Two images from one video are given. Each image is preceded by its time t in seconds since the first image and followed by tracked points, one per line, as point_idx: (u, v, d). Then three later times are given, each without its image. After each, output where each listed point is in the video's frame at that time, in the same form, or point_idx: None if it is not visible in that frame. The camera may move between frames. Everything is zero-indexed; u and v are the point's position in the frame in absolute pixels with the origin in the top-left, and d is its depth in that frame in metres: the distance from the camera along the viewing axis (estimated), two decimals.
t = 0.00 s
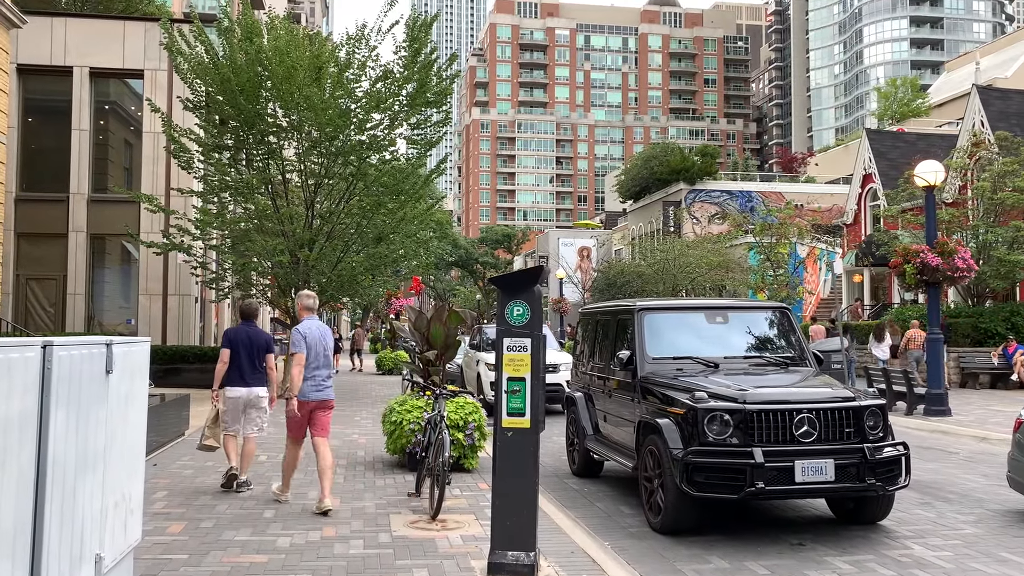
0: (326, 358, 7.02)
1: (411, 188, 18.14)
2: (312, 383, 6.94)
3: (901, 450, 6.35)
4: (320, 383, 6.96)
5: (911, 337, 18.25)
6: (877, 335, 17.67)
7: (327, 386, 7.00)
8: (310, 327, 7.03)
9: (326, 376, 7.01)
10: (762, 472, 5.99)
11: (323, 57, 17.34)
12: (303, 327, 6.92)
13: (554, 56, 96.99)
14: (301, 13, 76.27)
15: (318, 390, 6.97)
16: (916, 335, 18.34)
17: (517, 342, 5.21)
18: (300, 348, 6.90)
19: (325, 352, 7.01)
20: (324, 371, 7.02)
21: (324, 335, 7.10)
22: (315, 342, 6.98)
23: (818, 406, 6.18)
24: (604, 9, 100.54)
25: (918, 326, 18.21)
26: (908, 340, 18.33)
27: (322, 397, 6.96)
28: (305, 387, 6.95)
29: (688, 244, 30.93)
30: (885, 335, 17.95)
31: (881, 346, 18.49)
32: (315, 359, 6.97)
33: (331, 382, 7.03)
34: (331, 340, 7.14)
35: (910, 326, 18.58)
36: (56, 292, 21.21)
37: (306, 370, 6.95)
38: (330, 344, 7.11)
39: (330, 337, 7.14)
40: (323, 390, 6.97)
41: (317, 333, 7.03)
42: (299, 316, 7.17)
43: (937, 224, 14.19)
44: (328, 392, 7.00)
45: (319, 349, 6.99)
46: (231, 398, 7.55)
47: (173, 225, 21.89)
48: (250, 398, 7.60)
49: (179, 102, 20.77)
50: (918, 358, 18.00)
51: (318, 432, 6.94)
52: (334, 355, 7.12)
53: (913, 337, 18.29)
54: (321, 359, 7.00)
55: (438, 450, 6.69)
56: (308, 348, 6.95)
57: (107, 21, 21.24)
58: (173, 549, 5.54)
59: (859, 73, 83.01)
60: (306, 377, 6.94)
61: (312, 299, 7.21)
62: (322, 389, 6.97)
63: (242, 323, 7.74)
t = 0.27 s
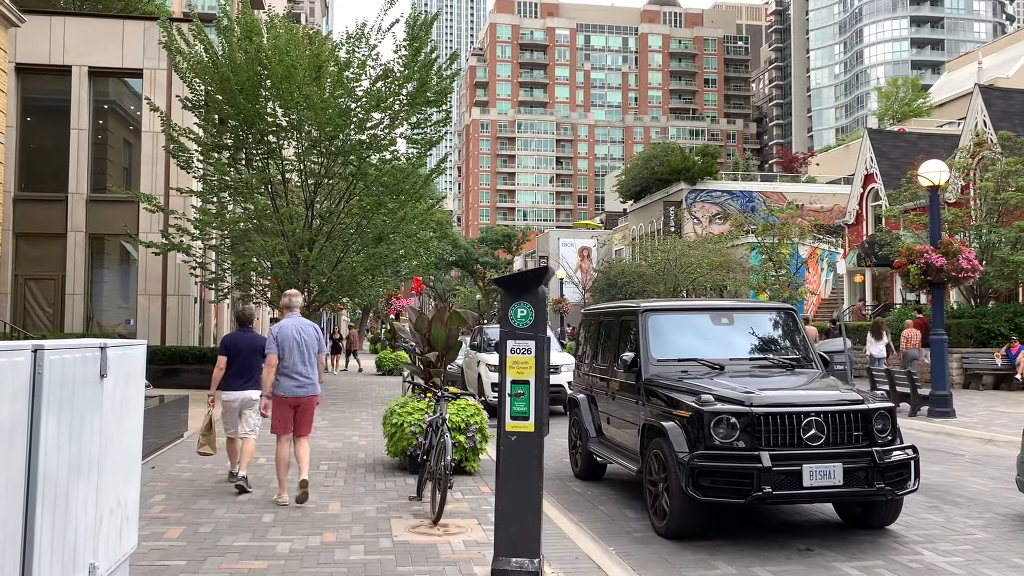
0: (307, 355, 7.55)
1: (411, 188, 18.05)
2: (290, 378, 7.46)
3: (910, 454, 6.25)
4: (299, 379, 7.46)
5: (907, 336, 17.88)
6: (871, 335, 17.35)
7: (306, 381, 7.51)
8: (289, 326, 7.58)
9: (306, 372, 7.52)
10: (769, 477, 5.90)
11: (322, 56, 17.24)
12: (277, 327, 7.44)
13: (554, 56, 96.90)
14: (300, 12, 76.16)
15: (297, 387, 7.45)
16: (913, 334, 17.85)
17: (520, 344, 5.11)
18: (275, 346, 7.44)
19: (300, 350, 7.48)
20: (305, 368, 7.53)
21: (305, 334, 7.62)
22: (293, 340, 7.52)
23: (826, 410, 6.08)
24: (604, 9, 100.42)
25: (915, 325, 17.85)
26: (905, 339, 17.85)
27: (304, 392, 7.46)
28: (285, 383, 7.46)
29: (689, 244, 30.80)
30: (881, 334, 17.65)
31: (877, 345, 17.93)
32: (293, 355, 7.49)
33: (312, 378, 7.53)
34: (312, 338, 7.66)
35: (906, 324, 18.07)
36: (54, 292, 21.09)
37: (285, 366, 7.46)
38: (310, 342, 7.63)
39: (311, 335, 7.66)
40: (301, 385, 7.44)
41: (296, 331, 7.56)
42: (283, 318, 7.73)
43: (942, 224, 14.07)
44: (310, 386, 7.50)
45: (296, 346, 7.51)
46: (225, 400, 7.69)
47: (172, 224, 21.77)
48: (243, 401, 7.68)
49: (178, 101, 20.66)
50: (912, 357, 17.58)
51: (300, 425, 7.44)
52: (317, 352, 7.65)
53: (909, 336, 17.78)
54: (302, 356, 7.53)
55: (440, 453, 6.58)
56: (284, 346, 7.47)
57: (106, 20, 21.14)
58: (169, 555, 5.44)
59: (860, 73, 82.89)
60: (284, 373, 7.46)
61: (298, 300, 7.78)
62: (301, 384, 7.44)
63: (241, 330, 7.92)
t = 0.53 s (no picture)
0: (297, 358, 7.53)
1: (410, 188, 17.94)
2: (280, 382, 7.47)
3: (919, 458, 6.16)
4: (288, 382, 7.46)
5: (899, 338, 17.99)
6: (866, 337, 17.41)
7: (296, 384, 7.50)
8: (280, 330, 7.55)
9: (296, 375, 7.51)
10: (777, 481, 5.80)
11: (321, 54, 17.12)
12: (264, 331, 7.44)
13: (552, 56, 96.78)
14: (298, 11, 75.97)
15: (285, 390, 7.48)
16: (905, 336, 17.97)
17: (525, 347, 5.01)
18: (263, 350, 7.53)
19: (285, 354, 7.46)
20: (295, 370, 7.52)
21: (295, 337, 7.58)
22: (282, 344, 7.50)
23: (834, 413, 5.99)
24: (602, 9, 100.32)
25: (906, 327, 17.96)
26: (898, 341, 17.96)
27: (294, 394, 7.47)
28: (275, 385, 7.49)
29: (689, 244, 30.70)
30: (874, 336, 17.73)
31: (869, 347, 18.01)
32: (283, 359, 7.48)
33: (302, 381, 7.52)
34: (303, 342, 7.60)
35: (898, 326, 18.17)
36: (51, 292, 20.94)
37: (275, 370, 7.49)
38: (302, 345, 7.58)
39: (303, 339, 7.60)
40: (291, 389, 7.47)
41: (286, 335, 7.53)
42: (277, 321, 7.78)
43: (944, 224, 13.98)
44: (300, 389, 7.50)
45: (286, 350, 7.50)
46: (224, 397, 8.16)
47: (169, 224, 21.64)
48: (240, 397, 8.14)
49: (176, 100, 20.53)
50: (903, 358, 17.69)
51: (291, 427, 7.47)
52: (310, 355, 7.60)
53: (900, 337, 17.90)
54: (292, 360, 7.51)
55: (442, 457, 6.48)
56: (270, 350, 7.52)
57: (104, 18, 21.00)
58: (166, 563, 5.32)
59: (859, 73, 82.84)
60: (274, 376, 7.48)
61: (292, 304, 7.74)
62: (291, 387, 7.47)
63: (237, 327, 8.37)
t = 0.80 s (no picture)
0: (289, 356, 7.64)
1: (406, 187, 17.84)
2: (272, 379, 7.60)
3: (922, 460, 6.09)
4: (280, 379, 7.58)
5: (885, 335, 18.53)
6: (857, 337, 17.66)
7: (288, 381, 7.61)
8: (272, 327, 7.68)
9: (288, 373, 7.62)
10: (779, 483, 5.73)
11: (315, 52, 17.01)
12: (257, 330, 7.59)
13: (547, 56, 96.73)
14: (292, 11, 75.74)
15: (278, 386, 7.62)
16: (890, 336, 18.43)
17: (524, 347, 4.92)
18: (256, 349, 7.70)
19: (275, 351, 7.59)
20: (287, 368, 7.63)
21: (288, 336, 7.69)
22: (274, 342, 7.64)
23: (836, 414, 5.92)
24: (597, 9, 100.26)
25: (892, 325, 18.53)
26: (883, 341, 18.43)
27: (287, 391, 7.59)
28: (267, 383, 7.62)
29: (684, 244, 30.67)
30: (861, 337, 18.12)
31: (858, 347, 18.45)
32: (275, 356, 7.61)
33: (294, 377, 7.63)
34: (295, 339, 7.71)
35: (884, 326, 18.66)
36: (42, 292, 20.78)
37: (268, 368, 7.63)
38: (294, 343, 7.70)
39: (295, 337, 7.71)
40: (281, 385, 7.58)
41: (278, 332, 7.66)
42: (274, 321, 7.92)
43: (941, 224, 13.95)
44: (294, 386, 7.61)
45: (276, 348, 7.63)
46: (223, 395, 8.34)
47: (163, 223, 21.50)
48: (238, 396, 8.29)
49: (169, 99, 20.39)
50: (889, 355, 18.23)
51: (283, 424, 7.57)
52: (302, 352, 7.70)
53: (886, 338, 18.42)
54: (284, 358, 7.63)
55: (438, 459, 6.38)
56: (263, 348, 7.67)
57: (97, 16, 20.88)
58: (158, 568, 5.23)
59: (853, 73, 82.98)
60: (267, 374, 7.62)
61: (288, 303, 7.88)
62: (283, 384, 7.59)
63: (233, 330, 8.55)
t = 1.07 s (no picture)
0: (276, 357, 7.89)
1: (395, 185, 17.72)
2: (259, 378, 7.87)
3: (916, 460, 6.04)
4: (266, 379, 7.85)
5: (868, 335, 18.51)
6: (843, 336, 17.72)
7: (274, 382, 7.86)
8: (261, 329, 7.94)
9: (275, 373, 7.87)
10: (773, 484, 5.66)
11: (304, 49, 16.88)
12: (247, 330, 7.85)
13: (537, 56, 96.68)
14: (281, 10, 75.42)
15: (264, 387, 7.89)
16: (874, 336, 18.44)
17: (517, 347, 4.84)
18: (247, 349, 8.00)
19: (264, 354, 7.86)
20: (275, 368, 7.90)
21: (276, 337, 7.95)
22: (263, 343, 7.90)
23: (831, 414, 5.86)
24: (587, 9, 100.27)
25: (874, 325, 18.48)
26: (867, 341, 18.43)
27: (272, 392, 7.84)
28: (255, 383, 7.90)
29: (674, 243, 30.66)
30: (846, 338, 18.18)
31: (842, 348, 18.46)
32: (262, 357, 7.88)
33: (280, 378, 7.88)
34: (283, 341, 7.96)
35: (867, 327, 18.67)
36: (27, 291, 20.52)
37: (256, 368, 7.90)
38: (281, 344, 7.95)
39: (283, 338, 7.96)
40: (268, 386, 7.84)
41: (267, 333, 7.92)
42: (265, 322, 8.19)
43: (933, 223, 13.95)
44: (280, 386, 7.87)
45: (264, 349, 7.88)
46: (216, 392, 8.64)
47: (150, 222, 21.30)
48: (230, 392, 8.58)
49: (157, 96, 20.20)
50: (873, 355, 18.18)
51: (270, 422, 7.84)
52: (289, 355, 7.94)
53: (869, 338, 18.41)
54: (272, 359, 7.89)
55: (428, 459, 6.28)
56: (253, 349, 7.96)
57: (83, 13, 20.69)
58: (141, 571, 5.11)
59: (842, 74, 83.29)
60: (255, 374, 7.89)
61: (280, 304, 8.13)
62: (269, 384, 7.84)
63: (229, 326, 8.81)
